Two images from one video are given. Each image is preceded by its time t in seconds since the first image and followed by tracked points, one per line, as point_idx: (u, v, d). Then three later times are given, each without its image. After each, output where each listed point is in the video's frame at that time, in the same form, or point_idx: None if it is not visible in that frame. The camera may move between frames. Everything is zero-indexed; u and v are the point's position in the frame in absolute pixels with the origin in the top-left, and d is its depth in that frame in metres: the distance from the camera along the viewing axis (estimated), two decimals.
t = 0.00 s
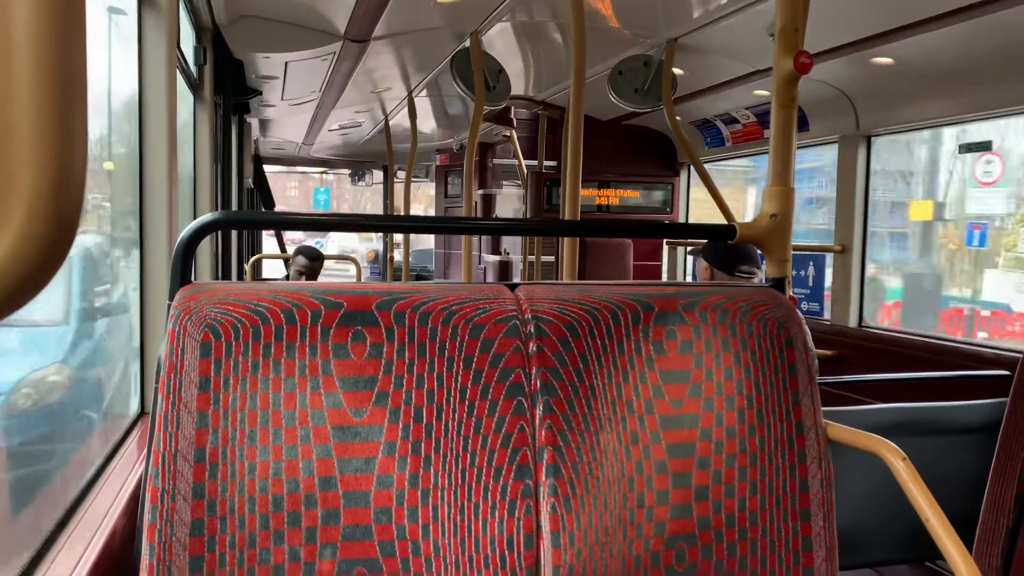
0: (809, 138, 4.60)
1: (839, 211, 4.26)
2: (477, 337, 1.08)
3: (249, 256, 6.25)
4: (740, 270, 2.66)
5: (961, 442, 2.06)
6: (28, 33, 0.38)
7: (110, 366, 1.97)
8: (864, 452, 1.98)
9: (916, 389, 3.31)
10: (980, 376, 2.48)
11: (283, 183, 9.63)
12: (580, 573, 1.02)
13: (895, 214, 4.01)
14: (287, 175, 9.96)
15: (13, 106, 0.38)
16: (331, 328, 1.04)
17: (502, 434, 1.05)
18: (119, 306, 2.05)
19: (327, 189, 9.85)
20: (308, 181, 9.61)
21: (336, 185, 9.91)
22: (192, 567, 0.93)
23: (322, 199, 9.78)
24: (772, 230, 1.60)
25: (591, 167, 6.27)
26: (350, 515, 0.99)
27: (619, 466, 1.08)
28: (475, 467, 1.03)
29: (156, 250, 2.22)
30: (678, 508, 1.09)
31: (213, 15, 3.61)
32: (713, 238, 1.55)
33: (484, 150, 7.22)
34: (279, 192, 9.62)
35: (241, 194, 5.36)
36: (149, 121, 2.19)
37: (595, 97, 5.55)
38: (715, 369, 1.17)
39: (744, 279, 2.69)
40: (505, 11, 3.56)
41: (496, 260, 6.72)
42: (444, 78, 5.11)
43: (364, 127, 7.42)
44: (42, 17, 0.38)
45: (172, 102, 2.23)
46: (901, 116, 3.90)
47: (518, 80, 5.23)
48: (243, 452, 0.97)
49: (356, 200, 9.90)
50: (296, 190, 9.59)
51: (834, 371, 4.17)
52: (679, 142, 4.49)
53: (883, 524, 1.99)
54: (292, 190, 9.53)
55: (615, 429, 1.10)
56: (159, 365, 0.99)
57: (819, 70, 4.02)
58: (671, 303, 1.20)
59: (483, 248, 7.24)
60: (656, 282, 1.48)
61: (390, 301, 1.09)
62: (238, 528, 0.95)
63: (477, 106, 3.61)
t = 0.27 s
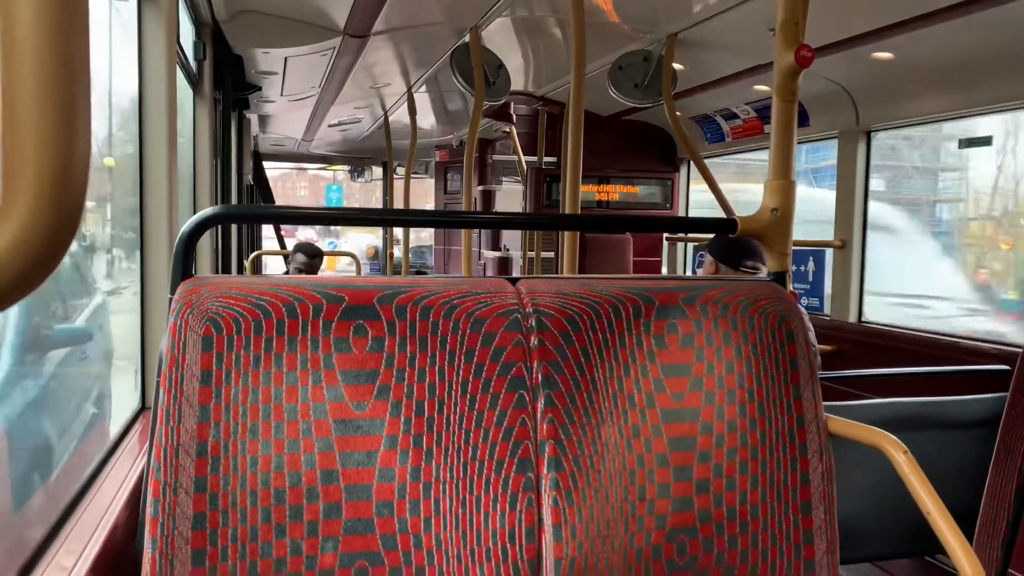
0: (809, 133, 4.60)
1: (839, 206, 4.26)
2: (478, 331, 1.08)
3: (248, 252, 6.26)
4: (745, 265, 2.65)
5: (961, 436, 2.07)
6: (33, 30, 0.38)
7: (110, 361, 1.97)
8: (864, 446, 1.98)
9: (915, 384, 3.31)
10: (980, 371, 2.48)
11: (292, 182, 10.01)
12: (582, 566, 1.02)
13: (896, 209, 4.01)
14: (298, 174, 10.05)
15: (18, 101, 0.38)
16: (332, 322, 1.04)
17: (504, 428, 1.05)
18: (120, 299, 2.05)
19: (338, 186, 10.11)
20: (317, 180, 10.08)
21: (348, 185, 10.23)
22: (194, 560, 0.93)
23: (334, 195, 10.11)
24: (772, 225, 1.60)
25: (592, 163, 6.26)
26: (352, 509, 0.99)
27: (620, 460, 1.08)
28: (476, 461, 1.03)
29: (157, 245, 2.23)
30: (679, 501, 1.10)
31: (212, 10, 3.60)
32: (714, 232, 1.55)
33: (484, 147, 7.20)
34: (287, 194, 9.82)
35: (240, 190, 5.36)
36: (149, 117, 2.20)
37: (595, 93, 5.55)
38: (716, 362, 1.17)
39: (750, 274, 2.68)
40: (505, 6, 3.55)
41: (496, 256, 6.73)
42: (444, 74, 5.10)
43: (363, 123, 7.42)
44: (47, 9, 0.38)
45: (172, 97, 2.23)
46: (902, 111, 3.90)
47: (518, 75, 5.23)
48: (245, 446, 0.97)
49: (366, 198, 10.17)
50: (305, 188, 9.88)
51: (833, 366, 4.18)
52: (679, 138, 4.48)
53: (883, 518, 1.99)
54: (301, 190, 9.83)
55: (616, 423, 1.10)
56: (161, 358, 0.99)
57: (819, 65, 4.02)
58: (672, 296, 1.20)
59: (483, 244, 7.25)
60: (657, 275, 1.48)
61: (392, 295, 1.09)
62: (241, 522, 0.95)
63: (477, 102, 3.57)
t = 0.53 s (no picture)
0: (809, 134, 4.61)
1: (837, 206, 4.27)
2: (477, 330, 1.08)
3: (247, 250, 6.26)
4: (746, 265, 2.65)
5: (958, 437, 2.07)
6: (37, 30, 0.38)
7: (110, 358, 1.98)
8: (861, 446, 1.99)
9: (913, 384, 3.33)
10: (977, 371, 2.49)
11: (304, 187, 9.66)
12: (580, 564, 1.03)
13: (894, 210, 4.02)
14: (311, 175, 9.99)
15: (23, 99, 0.39)
16: (332, 320, 1.04)
17: (503, 427, 1.05)
18: (120, 298, 2.06)
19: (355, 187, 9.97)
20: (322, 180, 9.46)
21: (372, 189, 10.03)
22: (195, 557, 0.93)
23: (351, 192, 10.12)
24: (770, 225, 1.61)
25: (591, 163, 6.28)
26: (351, 507, 0.99)
27: (618, 459, 1.09)
28: (475, 459, 1.04)
29: (157, 244, 2.23)
30: (676, 500, 1.10)
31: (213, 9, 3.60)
32: (712, 232, 1.55)
33: (483, 146, 7.23)
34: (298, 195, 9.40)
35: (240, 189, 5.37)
36: (150, 116, 2.20)
37: (594, 93, 5.55)
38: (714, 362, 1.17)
39: (750, 274, 2.67)
40: (505, 6, 3.56)
41: (495, 256, 6.74)
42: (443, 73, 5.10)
43: (363, 122, 7.42)
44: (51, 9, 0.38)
45: (172, 96, 2.24)
46: (901, 111, 3.91)
47: (517, 75, 5.23)
48: (244, 444, 0.97)
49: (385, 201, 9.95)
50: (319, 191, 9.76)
51: (831, 366, 4.19)
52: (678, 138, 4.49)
53: (880, 517, 2.00)
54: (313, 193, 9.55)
55: (615, 422, 1.10)
56: (161, 357, 0.99)
57: (818, 65, 4.03)
58: (670, 296, 1.20)
59: (482, 243, 7.26)
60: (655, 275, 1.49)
61: (391, 294, 1.09)
62: (240, 519, 0.96)
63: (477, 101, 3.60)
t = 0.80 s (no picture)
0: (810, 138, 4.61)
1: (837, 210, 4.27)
2: (475, 332, 1.08)
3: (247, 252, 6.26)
4: (740, 268, 2.65)
5: (957, 441, 2.07)
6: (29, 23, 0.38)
7: (108, 359, 1.97)
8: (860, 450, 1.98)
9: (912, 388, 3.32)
10: (975, 376, 2.48)
11: (316, 192, 9.71)
12: (577, 568, 1.02)
13: (894, 213, 4.02)
14: (323, 179, 10.00)
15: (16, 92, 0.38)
16: (329, 322, 1.04)
17: (500, 429, 1.05)
18: (119, 298, 2.05)
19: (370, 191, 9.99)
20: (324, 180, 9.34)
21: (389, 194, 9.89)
22: (190, 559, 0.93)
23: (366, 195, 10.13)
24: (769, 228, 1.61)
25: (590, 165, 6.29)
26: (348, 509, 0.99)
27: (616, 462, 1.08)
28: (473, 462, 1.03)
29: (156, 244, 2.23)
30: (675, 504, 1.10)
31: (214, 10, 3.60)
32: (711, 235, 1.55)
33: (484, 149, 7.25)
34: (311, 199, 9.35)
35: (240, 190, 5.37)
36: (149, 117, 2.20)
37: (594, 96, 5.56)
38: (713, 365, 1.17)
39: (744, 277, 2.67)
40: (505, 8, 3.56)
41: (495, 258, 6.74)
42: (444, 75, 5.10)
43: (363, 124, 7.43)
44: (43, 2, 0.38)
45: (172, 97, 2.24)
46: (901, 115, 3.91)
47: (518, 78, 5.23)
48: (241, 446, 0.97)
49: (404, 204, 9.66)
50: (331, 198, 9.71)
51: (831, 370, 4.18)
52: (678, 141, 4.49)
53: (879, 521, 1.99)
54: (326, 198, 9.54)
55: (612, 425, 1.10)
56: (158, 357, 0.99)
57: (818, 69, 4.03)
58: (669, 299, 1.20)
59: (481, 246, 7.26)
60: (654, 278, 1.49)
61: (389, 295, 1.09)
62: (236, 521, 0.95)
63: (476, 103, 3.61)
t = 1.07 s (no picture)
0: (813, 137, 4.60)
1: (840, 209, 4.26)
2: (480, 329, 1.08)
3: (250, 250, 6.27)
4: (744, 268, 2.64)
5: (961, 440, 2.07)
6: (45, 18, 0.38)
7: (113, 355, 1.98)
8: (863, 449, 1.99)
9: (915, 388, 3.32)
10: (979, 376, 2.48)
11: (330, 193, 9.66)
12: (581, 564, 1.03)
13: (898, 213, 4.01)
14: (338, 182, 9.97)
15: (30, 94, 0.39)
16: (335, 318, 1.04)
17: (505, 426, 1.05)
18: (124, 294, 2.06)
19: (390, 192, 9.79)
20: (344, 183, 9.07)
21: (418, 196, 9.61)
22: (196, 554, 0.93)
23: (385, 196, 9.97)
24: (774, 226, 1.60)
25: (593, 164, 6.29)
26: (353, 505, 0.99)
27: (620, 459, 1.09)
28: (477, 458, 1.04)
29: (161, 241, 2.24)
30: (678, 501, 1.10)
31: (218, 8, 3.61)
32: (716, 233, 1.55)
33: (487, 147, 7.26)
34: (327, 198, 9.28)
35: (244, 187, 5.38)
36: (154, 114, 2.20)
37: (598, 95, 5.56)
38: (717, 363, 1.17)
39: (748, 276, 2.66)
40: (510, 6, 3.56)
41: (498, 256, 6.74)
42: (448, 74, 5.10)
43: (367, 122, 7.43)
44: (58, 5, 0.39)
45: (177, 94, 2.24)
46: (905, 115, 3.91)
47: (521, 76, 5.23)
48: (246, 441, 0.97)
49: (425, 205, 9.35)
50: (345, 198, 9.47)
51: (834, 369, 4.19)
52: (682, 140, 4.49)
53: (882, 520, 2.00)
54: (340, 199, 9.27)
55: (617, 422, 1.10)
56: (164, 353, 0.99)
57: (822, 68, 4.02)
58: (674, 296, 1.20)
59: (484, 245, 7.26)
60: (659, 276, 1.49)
61: (394, 292, 1.09)
62: (242, 516, 0.96)
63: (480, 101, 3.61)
